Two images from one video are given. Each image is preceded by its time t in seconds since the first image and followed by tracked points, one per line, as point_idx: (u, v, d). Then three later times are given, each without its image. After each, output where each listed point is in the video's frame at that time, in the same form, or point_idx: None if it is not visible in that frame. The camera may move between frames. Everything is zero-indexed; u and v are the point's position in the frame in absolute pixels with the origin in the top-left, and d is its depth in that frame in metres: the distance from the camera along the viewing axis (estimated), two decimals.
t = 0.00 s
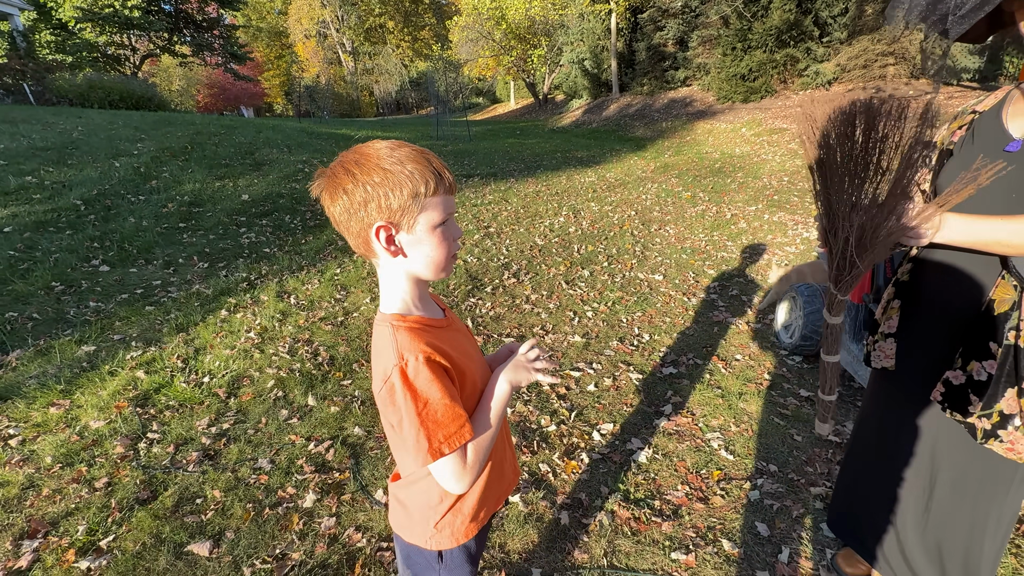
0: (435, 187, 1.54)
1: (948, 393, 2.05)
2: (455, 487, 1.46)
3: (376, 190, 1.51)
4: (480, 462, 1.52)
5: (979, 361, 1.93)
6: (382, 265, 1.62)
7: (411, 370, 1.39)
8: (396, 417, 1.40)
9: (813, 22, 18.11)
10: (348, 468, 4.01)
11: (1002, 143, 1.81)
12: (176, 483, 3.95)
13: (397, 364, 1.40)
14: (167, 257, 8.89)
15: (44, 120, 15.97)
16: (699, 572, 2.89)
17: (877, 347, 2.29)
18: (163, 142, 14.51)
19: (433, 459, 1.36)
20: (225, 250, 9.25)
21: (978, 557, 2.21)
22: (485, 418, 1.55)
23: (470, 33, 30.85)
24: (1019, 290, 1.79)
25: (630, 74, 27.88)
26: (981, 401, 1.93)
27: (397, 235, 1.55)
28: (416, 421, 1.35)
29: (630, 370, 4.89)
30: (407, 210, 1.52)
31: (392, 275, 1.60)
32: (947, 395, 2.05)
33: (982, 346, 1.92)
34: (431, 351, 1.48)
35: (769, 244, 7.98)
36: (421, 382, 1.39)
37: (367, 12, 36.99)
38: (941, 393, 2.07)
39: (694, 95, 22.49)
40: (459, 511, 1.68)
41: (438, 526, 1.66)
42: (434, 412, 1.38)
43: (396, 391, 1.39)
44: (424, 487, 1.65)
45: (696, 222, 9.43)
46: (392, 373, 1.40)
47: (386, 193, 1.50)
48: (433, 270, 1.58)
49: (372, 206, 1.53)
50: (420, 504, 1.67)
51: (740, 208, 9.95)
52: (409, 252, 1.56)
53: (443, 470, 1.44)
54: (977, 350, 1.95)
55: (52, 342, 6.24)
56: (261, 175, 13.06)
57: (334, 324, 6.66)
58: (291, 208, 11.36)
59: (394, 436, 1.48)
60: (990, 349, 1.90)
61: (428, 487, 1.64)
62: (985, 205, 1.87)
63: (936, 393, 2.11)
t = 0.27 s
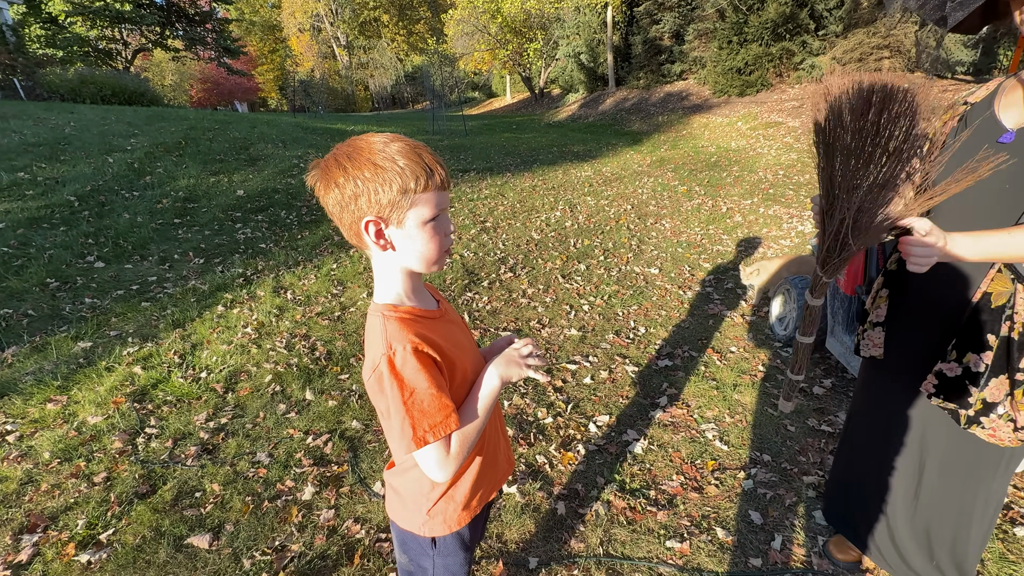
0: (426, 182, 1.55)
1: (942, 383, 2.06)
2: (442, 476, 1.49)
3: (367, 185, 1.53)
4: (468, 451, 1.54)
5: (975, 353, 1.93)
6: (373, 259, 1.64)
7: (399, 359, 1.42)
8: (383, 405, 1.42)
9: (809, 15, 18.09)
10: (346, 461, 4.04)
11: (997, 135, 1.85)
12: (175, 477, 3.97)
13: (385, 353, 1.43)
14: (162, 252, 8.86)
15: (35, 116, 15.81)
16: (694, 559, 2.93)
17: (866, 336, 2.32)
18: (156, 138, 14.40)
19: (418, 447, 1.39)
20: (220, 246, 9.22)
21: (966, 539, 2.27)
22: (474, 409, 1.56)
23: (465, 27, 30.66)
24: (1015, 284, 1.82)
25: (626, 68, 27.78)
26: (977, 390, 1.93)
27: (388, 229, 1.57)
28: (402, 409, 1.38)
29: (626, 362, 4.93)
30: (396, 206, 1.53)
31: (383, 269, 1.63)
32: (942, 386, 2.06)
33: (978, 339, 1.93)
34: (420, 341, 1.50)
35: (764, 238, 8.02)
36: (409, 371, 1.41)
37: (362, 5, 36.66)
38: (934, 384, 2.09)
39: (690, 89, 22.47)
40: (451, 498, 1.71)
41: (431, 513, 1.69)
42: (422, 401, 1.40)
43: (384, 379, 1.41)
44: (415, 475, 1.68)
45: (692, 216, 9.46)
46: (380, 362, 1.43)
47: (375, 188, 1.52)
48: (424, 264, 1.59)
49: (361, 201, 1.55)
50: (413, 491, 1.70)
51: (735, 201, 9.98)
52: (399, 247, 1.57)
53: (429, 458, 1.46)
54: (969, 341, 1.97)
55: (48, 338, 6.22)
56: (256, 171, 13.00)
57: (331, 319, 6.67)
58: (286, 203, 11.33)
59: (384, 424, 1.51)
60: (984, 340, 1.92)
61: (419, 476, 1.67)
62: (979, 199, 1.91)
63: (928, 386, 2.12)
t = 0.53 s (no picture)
0: (425, 171, 1.54)
1: (953, 378, 2.04)
2: (437, 469, 1.49)
3: (365, 174, 1.53)
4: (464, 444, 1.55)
5: (985, 345, 1.91)
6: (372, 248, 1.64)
7: (395, 353, 1.42)
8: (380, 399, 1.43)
9: (805, 6, 18.03)
10: (345, 455, 4.05)
11: (997, 125, 1.83)
12: (174, 473, 3.97)
13: (382, 347, 1.43)
14: (157, 248, 8.80)
15: (26, 111, 15.63)
16: (692, 548, 2.96)
17: (857, 324, 2.36)
18: (149, 133, 14.27)
19: (414, 440, 1.39)
20: (216, 241, 9.16)
21: (961, 520, 2.32)
22: (470, 403, 1.57)
23: (460, 20, 30.51)
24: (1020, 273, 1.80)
25: (622, 60, 27.64)
26: (988, 381, 1.92)
27: (387, 219, 1.56)
28: (399, 402, 1.38)
29: (623, 355, 4.95)
30: (396, 195, 1.52)
31: (383, 259, 1.62)
32: (952, 380, 2.04)
33: (984, 331, 1.91)
34: (416, 334, 1.50)
35: (761, 230, 8.04)
36: (405, 365, 1.41)
37: None
38: (945, 380, 2.06)
39: (686, 81, 22.40)
40: (450, 491, 1.72)
41: (428, 506, 1.69)
42: (418, 395, 1.40)
43: (380, 373, 1.42)
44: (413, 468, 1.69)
45: (689, 209, 9.46)
46: (376, 355, 1.43)
47: (375, 178, 1.51)
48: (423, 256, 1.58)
49: (360, 190, 1.54)
50: (410, 484, 1.71)
51: (732, 194, 9.99)
52: (399, 236, 1.57)
53: (425, 451, 1.46)
54: (972, 333, 1.96)
55: (43, 335, 6.19)
56: (250, 166, 12.91)
57: (328, 314, 6.65)
58: (282, 198, 11.26)
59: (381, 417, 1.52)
60: (991, 333, 1.89)
61: (417, 469, 1.68)
62: (975, 189, 1.89)
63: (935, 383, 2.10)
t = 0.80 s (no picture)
0: (427, 158, 1.54)
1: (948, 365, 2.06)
2: (436, 462, 1.49)
3: (368, 159, 1.50)
4: (463, 436, 1.55)
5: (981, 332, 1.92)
6: (372, 237, 1.60)
7: (393, 346, 1.41)
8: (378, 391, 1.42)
9: None
10: (344, 449, 4.04)
11: (997, 111, 1.83)
12: (172, 468, 3.96)
13: (380, 339, 1.42)
14: (150, 244, 8.72)
15: (14, 105, 15.40)
16: (690, 536, 2.98)
17: (860, 311, 2.35)
18: (140, 127, 14.10)
19: (413, 433, 1.39)
20: (210, 236, 9.09)
21: (954, 512, 2.32)
22: (469, 395, 1.57)
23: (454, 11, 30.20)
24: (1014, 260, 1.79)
25: (618, 51, 27.44)
26: (982, 368, 1.94)
27: (389, 206, 1.54)
28: (398, 395, 1.37)
29: (621, 346, 4.96)
30: (398, 182, 1.51)
31: (383, 247, 1.59)
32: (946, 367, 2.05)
33: (979, 319, 1.92)
34: (414, 327, 1.49)
35: (757, 221, 8.04)
36: (403, 358, 1.41)
37: None
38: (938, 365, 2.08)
39: (682, 72, 22.29)
40: (449, 483, 1.71)
41: (427, 498, 1.69)
42: (417, 387, 1.40)
43: (378, 366, 1.40)
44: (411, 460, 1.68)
45: (685, 200, 9.46)
46: (374, 348, 1.42)
47: (378, 164, 1.49)
48: (423, 245, 1.57)
49: (363, 177, 1.51)
50: (409, 477, 1.70)
51: (728, 185, 9.99)
52: (400, 224, 1.54)
53: (423, 444, 1.46)
54: (966, 321, 1.97)
55: (37, 332, 6.14)
56: (244, 159, 12.79)
57: (325, 308, 6.62)
58: (276, 192, 11.17)
59: (379, 410, 1.51)
60: (985, 320, 1.90)
61: (415, 462, 1.67)
62: (975, 175, 1.88)
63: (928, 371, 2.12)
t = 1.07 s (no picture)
0: (425, 146, 1.57)
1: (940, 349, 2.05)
2: (430, 454, 1.48)
3: (371, 141, 1.46)
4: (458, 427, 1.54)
5: (970, 315, 1.94)
6: (367, 221, 1.55)
7: (387, 337, 1.39)
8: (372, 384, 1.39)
9: None
10: (340, 441, 4.04)
11: (996, 95, 1.83)
12: (167, 462, 3.94)
13: (373, 331, 1.40)
14: (142, 238, 8.64)
15: None
16: (686, 523, 3.00)
17: (864, 296, 2.28)
18: (130, 120, 13.92)
19: (409, 425, 1.37)
20: (202, 230, 9.01)
21: (947, 498, 2.33)
22: (463, 385, 1.56)
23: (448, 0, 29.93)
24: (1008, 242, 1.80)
25: (613, 41, 27.26)
26: (971, 351, 1.94)
27: (390, 190, 1.51)
28: (393, 387, 1.36)
29: (617, 337, 4.96)
30: (400, 167, 1.51)
31: (380, 231, 1.54)
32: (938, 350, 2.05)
33: (970, 301, 1.93)
34: (407, 318, 1.47)
35: (753, 211, 8.05)
36: (398, 350, 1.39)
37: None
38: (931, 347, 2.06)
39: (678, 62, 22.19)
40: (442, 473, 1.71)
41: (422, 488, 1.69)
42: (411, 379, 1.38)
43: (372, 358, 1.38)
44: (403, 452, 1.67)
45: (681, 191, 9.44)
46: (367, 340, 1.39)
47: (384, 146, 1.47)
48: (413, 231, 1.57)
49: (366, 157, 1.47)
50: (402, 468, 1.69)
51: (724, 175, 9.98)
52: (400, 208, 1.54)
53: (417, 436, 1.44)
54: (958, 303, 1.98)
55: (28, 328, 6.08)
56: (236, 152, 12.66)
57: (319, 301, 6.59)
58: (269, 185, 11.07)
59: (372, 402, 1.48)
60: (979, 302, 1.91)
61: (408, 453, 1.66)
62: (977, 158, 1.87)
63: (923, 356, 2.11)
